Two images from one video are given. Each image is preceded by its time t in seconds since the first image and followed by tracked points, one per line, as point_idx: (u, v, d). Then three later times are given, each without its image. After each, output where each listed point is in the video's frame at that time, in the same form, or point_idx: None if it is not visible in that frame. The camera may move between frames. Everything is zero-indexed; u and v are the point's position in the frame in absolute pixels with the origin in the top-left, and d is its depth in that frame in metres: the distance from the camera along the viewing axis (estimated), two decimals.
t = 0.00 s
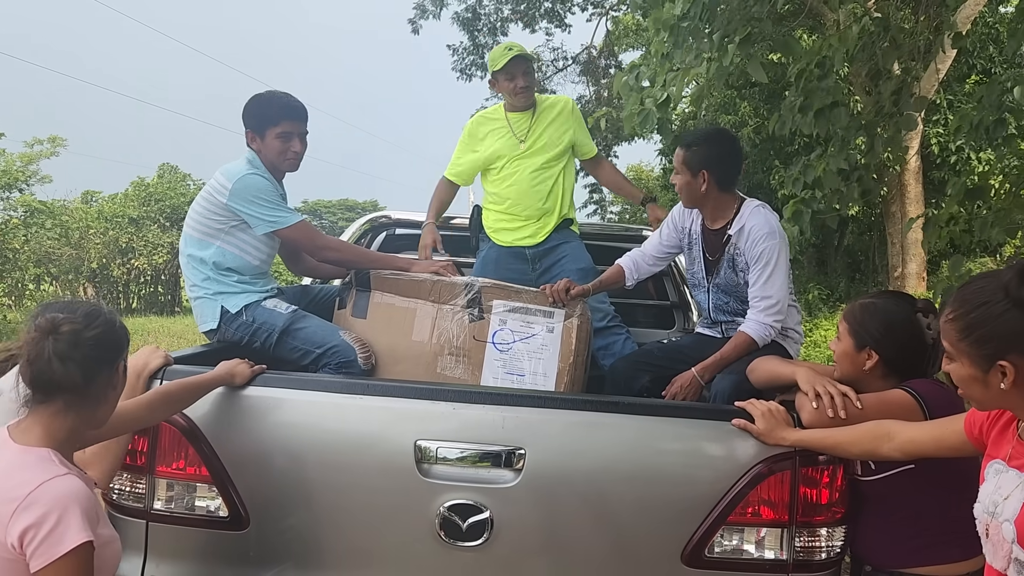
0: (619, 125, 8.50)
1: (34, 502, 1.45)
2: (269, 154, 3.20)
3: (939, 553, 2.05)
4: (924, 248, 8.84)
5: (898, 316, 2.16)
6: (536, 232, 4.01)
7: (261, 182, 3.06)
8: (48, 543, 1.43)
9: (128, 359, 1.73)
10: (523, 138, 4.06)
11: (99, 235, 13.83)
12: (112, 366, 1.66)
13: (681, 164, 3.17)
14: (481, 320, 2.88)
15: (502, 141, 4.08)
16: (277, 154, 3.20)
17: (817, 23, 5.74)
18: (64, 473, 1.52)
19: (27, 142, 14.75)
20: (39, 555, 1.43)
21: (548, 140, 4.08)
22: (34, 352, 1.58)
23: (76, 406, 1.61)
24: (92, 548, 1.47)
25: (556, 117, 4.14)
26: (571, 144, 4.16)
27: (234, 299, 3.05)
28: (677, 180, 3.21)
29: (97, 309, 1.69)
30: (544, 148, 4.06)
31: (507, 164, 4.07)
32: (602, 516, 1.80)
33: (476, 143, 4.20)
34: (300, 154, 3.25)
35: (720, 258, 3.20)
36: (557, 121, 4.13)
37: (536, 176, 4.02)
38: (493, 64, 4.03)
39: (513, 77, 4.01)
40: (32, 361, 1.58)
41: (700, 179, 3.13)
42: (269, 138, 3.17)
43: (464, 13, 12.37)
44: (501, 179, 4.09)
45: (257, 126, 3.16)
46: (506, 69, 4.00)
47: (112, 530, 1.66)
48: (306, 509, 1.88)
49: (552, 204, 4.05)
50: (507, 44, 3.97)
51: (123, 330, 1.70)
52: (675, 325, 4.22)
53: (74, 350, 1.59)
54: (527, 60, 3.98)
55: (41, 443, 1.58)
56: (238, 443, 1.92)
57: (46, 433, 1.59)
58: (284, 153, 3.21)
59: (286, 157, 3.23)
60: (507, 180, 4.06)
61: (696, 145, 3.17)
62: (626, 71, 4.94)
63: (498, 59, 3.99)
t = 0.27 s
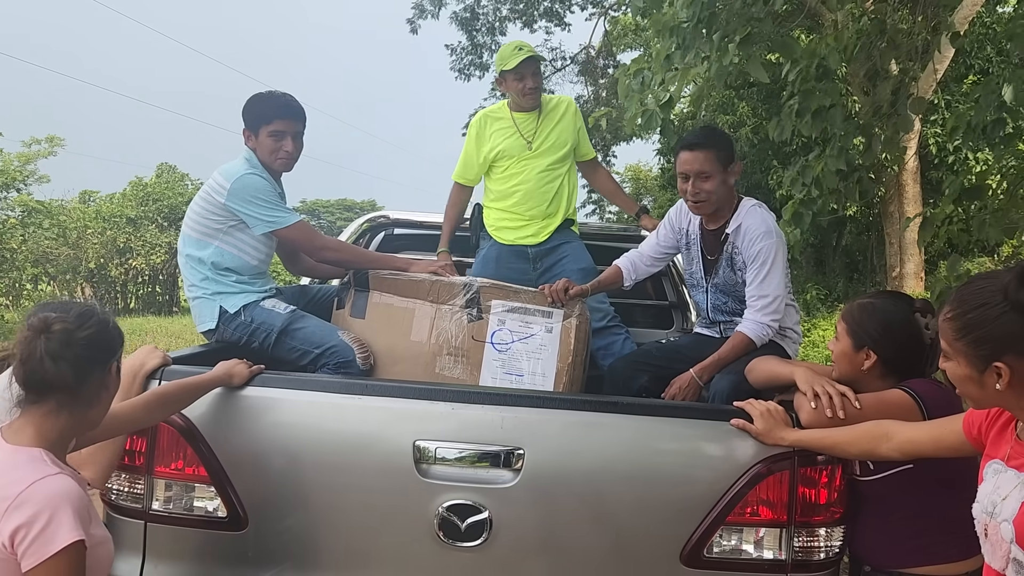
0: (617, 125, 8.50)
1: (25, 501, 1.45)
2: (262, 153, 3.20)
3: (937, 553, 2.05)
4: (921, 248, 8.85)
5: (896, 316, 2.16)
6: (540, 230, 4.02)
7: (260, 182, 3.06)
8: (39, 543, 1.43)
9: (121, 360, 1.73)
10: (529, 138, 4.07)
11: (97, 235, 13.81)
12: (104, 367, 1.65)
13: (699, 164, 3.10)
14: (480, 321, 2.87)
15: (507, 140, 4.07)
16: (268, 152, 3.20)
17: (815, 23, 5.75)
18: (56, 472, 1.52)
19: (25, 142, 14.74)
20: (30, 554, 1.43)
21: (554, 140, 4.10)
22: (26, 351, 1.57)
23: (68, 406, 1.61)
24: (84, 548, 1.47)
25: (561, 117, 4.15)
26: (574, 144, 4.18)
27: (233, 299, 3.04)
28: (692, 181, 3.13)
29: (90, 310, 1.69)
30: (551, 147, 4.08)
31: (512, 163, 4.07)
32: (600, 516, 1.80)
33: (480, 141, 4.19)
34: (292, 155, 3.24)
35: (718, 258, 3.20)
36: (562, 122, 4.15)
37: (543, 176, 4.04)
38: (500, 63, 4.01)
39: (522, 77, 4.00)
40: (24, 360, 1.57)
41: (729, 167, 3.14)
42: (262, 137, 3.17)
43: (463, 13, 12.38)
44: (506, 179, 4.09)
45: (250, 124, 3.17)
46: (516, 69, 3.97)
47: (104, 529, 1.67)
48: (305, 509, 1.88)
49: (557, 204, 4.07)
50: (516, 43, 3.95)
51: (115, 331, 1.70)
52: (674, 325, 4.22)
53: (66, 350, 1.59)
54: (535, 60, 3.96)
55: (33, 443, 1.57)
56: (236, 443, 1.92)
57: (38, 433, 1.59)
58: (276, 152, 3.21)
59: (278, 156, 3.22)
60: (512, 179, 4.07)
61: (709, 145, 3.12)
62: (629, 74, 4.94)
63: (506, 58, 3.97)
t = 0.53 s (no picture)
0: (615, 125, 8.50)
1: (15, 503, 1.44)
2: (261, 153, 3.20)
3: (936, 554, 2.04)
4: (919, 249, 8.85)
5: (894, 316, 2.16)
6: (541, 231, 4.01)
7: (259, 183, 3.06)
8: (30, 545, 1.42)
9: (112, 359, 1.72)
10: (530, 139, 4.07)
11: (95, 235, 13.78)
12: (95, 367, 1.65)
13: (712, 168, 3.06)
14: (478, 321, 2.87)
15: (508, 141, 4.07)
16: (267, 153, 3.19)
17: (814, 23, 5.75)
18: (46, 474, 1.51)
19: (22, 142, 14.72)
20: (21, 556, 1.42)
21: (554, 142, 4.11)
22: (14, 353, 1.56)
23: (59, 408, 1.60)
24: (75, 550, 1.47)
25: (560, 118, 4.16)
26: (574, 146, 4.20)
27: (231, 299, 3.04)
28: (706, 185, 3.07)
29: (79, 309, 1.67)
30: (551, 149, 4.09)
31: (512, 164, 4.07)
32: (599, 516, 1.80)
33: (480, 143, 4.19)
34: (292, 155, 3.23)
35: (716, 258, 3.20)
36: (562, 123, 4.16)
37: (543, 177, 4.04)
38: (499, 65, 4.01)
39: (522, 78, 4.00)
40: (12, 362, 1.56)
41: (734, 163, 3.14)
42: (261, 137, 3.17)
43: (462, 13, 12.37)
44: (506, 181, 4.09)
45: (249, 124, 3.17)
46: (515, 70, 3.97)
47: (98, 531, 1.67)
48: (303, 510, 1.88)
49: (557, 207, 4.07)
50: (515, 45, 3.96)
51: (105, 330, 1.69)
52: (672, 325, 4.22)
53: (55, 351, 1.58)
54: (535, 61, 3.96)
55: (24, 445, 1.57)
56: (234, 444, 1.92)
57: (30, 435, 1.59)
58: (275, 153, 3.20)
59: (277, 157, 3.21)
60: (513, 180, 4.07)
61: (719, 149, 3.08)
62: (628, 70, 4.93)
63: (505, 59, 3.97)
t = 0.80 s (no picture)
0: (614, 126, 8.51)
1: (8, 505, 1.43)
2: (260, 153, 3.19)
3: (935, 553, 2.04)
4: (918, 249, 8.86)
5: (893, 316, 2.16)
6: (537, 232, 4.02)
7: (258, 183, 3.06)
8: (22, 547, 1.42)
9: (107, 359, 1.71)
10: (526, 140, 4.07)
11: (93, 235, 13.76)
12: (88, 368, 1.64)
13: (716, 168, 3.06)
14: (477, 321, 2.87)
15: (504, 142, 4.07)
16: (267, 154, 3.19)
17: (812, 23, 5.75)
18: (40, 476, 1.51)
19: (21, 142, 14.71)
20: (13, 559, 1.41)
21: (550, 143, 4.11)
22: (5, 357, 1.56)
23: (53, 411, 1.60)
24: (67, 552, 1.46)
25: (556, 119, 4.16)
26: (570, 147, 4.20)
27: (230, 300, 3.04)
28: (709, 185, 3.07)
29: (71, 310, 1.66)
30: (547, 150, 4.09)
31: (509, 165, 4.07)
32: (598, 516, 1.80)
33: (477, 144, 4.19)
34: (291, 156, 3.23)
35: (716, 258, 3.20)
36: (558, 124, 4.16)
37: (539, 179, 4.04)
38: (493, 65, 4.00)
39: (516, 78, 3.98)
40: (4, 366, 1.56)
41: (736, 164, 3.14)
42: (261, 137, 3.16)
43: (460, 12, 12.38)
44: (502, 182, 4.09)
45: (248, 124, 3.16)
46: (508, 70, 3.96)
47: (94, 531, 1.68)
48: (302, 510, 1.88)
49: (554, 208, 4.07)
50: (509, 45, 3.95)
51: (98, 330, 1.68)
52: (671, 325, 4.22)
53: (45, 354, 1.57)
54: (528, 61, 3.95)
55: (18, 447, 1.58)
56: (233, 443, 1.91)
57: (24, 437, 1.59)
58: (275, 154, 3.20)
59: (277, 158, 3.21)
60: (509, 182, 4.07)
61: (722, 149, 3.08)
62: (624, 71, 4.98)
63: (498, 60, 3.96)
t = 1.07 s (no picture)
0: (613, 126, 8.50)
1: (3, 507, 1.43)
2: (261, 153, 3.19)
3: (934, 553, 2.05)
4: (917, 249, 8.86)
5: (892, 316, 2.17)
6: (532, 233, 4.02)
7: (257, 183, 3.06)
8: (18, 548, 1.41)
9: (103, 357, 1.70)
10: (520, 141, 4.07)
11: (92, 235, 13.74)
12: (83, 369, 1.63)
13: (715, 168, 3.06)
14: (476, 321, 2.87)
15: (499, 144, 4.07)
16: (268, 154, 3.19)
17: (812, 24, 5.76)
18: (35, 477, 1.51)
19: (20, 142, 14.71)
20: (8, 560, 1.41)
21: (545, 142, 4.09)
22: None
23: (48, 411, 1.60)
24: (63, 553, 1.46)
25: (551, 118, 4.14)
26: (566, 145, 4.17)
27: (229, 300, 3.04)
28: (708, 185, 3.07)
29: (64, 310, 1.65)
30: (542, 150, 4.07)
31: (504, 167, 4.07)
32: (597, 516, 1.80)
33: (473, 146, 4.20)
34: (292, 156, 3.23)
35: (716, 258, 3.20)
36: (553, 123, 4.14)
37: (534, 179, 4.04)
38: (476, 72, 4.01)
39: (497, 83, 3.97)
40: None
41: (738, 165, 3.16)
42: (261, 137, 3.16)
43: (459, 12, 12.39)
44: (498, 183, 4.10)
45: (248, 124, 3.16)
46: (491, 76, 3.96)
47: (91, 532, 1.68)
48: (301, 511, 1.88)
49: (549, 209, 4.06)
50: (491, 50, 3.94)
51: (92, 330, 1.67)
52: (670, 325, 4.22)
53: (38, 356, 1.56)
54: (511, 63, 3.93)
55: (14, 448, 1.57)
56: (232, 443, 1.91)
57: (22, 438, 1.59)
58: (275, 153, 3.20)
59: (278, 158, 3.22)
60: (504, 183, 4.07)
61: (722, 149, 3.08)
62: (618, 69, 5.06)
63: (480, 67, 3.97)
